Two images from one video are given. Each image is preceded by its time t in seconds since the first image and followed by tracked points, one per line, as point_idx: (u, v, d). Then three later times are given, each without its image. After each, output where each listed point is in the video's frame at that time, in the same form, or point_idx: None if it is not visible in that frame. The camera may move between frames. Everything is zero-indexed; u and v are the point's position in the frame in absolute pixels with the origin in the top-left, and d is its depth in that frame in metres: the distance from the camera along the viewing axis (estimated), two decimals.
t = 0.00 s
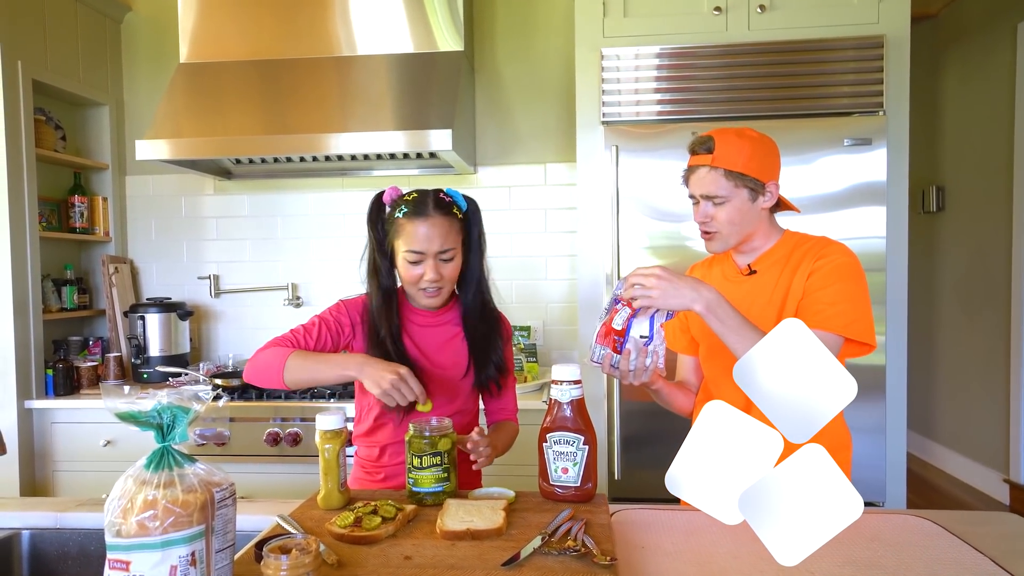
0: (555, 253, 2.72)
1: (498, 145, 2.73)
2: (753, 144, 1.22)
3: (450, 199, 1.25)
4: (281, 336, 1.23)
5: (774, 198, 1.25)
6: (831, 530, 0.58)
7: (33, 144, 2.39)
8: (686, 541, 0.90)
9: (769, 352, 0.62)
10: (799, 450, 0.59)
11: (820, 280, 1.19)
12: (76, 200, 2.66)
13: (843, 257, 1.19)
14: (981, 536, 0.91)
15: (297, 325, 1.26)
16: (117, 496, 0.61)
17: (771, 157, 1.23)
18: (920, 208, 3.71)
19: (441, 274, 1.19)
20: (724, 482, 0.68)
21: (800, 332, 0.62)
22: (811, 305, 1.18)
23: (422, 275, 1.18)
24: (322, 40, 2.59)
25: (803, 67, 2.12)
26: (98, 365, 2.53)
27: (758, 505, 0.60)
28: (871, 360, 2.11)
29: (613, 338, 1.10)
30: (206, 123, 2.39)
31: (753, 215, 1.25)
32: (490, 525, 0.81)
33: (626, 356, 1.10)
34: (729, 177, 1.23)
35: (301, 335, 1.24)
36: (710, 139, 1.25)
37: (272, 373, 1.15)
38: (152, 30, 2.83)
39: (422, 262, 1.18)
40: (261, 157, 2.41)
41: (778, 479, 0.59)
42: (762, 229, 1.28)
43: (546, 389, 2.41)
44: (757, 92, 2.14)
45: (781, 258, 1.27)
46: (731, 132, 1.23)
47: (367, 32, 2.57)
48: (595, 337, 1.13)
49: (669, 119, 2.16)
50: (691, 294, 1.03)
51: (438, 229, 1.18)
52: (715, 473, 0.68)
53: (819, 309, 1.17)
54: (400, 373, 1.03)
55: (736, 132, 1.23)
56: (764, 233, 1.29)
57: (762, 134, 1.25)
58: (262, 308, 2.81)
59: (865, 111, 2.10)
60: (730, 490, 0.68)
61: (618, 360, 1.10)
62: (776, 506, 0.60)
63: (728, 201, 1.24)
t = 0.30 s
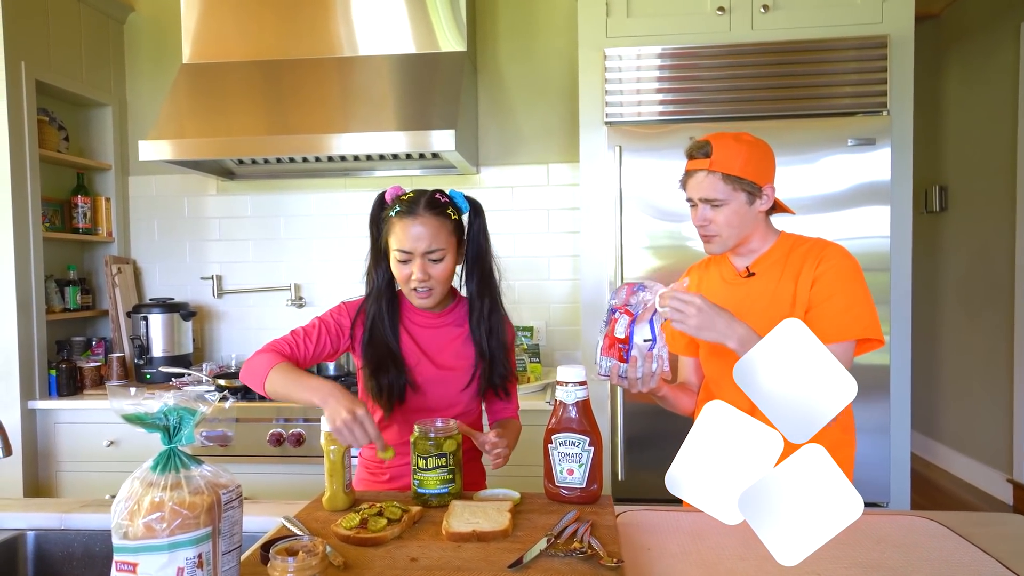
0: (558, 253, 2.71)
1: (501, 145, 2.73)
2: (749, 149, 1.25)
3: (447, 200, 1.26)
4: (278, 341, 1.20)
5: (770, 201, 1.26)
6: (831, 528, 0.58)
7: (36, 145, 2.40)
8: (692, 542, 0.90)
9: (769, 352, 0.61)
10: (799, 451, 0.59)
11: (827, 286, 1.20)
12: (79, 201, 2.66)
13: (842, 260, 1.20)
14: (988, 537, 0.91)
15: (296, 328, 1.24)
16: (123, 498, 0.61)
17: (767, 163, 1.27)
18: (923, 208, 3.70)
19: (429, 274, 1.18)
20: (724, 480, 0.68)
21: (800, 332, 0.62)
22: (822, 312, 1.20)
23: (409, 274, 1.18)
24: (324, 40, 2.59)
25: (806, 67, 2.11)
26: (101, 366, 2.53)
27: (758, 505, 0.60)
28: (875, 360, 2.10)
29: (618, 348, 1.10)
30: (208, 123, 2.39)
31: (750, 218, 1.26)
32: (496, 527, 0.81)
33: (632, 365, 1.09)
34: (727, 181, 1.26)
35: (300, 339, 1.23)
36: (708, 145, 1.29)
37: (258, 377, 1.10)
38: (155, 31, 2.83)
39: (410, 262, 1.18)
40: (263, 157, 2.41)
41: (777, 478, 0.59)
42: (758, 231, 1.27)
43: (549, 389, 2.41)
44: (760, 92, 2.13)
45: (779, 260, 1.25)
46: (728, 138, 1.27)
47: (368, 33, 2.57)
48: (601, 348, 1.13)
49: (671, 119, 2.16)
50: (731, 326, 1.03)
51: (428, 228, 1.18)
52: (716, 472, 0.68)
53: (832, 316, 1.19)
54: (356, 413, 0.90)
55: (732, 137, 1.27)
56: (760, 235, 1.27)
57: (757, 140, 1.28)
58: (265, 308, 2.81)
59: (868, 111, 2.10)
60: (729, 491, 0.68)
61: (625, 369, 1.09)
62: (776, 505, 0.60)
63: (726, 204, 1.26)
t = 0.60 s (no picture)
0: (561, 253, 2.71)
1: (504, 144, 2.73)
2: (757, 154, 1.21)
3: (448, 200, 1.26)
4: (277, 349, 1.17)
5: (776, 206, 1.25)
6: (831, 530, 0.58)
7: (39, 145, 2.40)
8: (698, 542, 0.90)
9: (768, 351, 0.62)
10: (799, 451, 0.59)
11: (834, 295, 1.18)
12: (83, 201, 2.66)
13: (848, 267, 1.19)
14: (994, 538, 0.91)
15: (298, 332, 1.22)
16: (131, 499, 0.61)
17: (777, 167, 1.23)
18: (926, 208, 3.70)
19: (432, 275, 1.18)
20: (724, 481, 0.68)
21: (798, 332, 0.62)
22: (829, 321, 1.18)
23: (412, 276, 1.18)
24: (327, 41, 2.59)
25: (809, 68, 2.11)
26: (104, 366, 2.54)
27: (758, 507, 0.60)
28: (879, 361, 2.10)
29: (617, 359, 1.08)
30: (210, 124, 2.40)
31: (757, 222, 1.25)
32: (502, 527, 0.81)
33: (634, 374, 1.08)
34: (734, 187, 1.23)
35: (301, 346, 1.20)
36: (714, 149, 1.25)
37: (264, 389, 1.08)
38: (158, 32, 2.83)
39: (413, 263, 1.18)
40: (266, 158, 2.41)
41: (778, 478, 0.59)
42: (764, 236, 1.27)
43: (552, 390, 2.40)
44: (763, 92, 2.13)
45: (784, 263, 1.25)
46: (734, 142, 1.23)
47: (369, 33, 2.58)
48: (598, 361, 1.10)
49: (674, 120, 2.16)
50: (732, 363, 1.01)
51: (430, 229, 1.18)
52: (715, 472, 0.68)
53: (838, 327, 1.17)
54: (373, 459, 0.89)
55: (739, 141, 1.23)
56: (766, 240, 1.27)
57: (762, 142, 1.25)
58: (268, 308, 2.81)
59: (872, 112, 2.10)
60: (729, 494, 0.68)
61: (628, 380, 1.08)
62: (776, 505, 0.60)
63: (733, 209, 1.24)
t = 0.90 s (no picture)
0: (563, 253, 2.71)
1: (506, 143, 2.73)
2: (761, 147, 1.20)
3: (448, 196, 1.26)
4: (270, 353, 1.20)
5: (781, 200, 1.24)
6: (825, 513, 0.71)
7: (42, 145, 2.40)
8: (702, 542, 0.90)
9: (773, 368, 0.75)
10: (797, 452, 0.72)
11: (833, 300, 1.14)
12: (85, 201, 2.67)
13: (849, 269, 1.15)
14: (998, 538, 0.91)
15: (289, 337, 1.24)
16: (136, 497, 0.62)
17: (779, 164, 1.23)
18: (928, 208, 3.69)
19: (445, 270, 1.19)
20: (737, 477, 0.79)
21: (797, 351, 0.75)
22: (826, 327, 1.14)
23: (426, 273, 1.18)
24: (329, 41, 2.59)
25: (811, 67, 2.11)
26: (107, 365, 2.54)
27: (763, 495, 0.73)
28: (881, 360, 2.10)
29: (609, 363, 1.06)
30: (212, 124, 2.40)
31: (760, 217, 1.23)
32: (506, 526, 0.81)
33: (630, 377, 1.07)
34: (736, 180, 1.22)
35: (291, 351, 1.23)
36: (718, 141, 1.24)
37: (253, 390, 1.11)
38: (159, 32, 2.84)
39: (426, 259, 1.18)
40: (268, 157, 2.41)
41: (780, 475, 0.72)
42: (767, 232, 1.25)
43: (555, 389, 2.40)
44: (765, 92, 2.13)
45: (787, 262, 1.23)
46: (740, 134, 1.22)
47: (370, 33, 2.58)
48: (592, 368, 1.08)
49: (675, 120, 2.16)
50: (716, 373, 1.07)
51: (439, 225, 1.18)
52: (733, 469, 0.79)
53: (837, 333, 1.13)
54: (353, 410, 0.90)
55: (746, 133, 1.22)
56: (769, 237, 1.25)
57: (769, 136, 1.24)
58: (270, 308, 2.82)
59: (874, 111, 2.10)
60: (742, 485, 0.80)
61: (625, 384, 1.07)
62: (778, 496, 0.73)
63: (735, 202, 1.22)
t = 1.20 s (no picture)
0: (565, 253, 2.72)
1: (508, 144, 2.73)
2: (762, 143, 1.19)
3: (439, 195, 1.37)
4: (259, 369, 1.19)
5: (784, 198, 1.22)
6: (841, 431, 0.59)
7: (46, 146, 2.41)
8: (703, 542, 0.90)
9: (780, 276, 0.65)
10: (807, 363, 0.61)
11: (834, 308, 1.13)
12: (88, 201, 2.67)
13: (852, 274, 1.13)
14: (999, 538, 0.91)
15: (278, 353, 1.23)
16: (141, 496, 0.62)
17: (783, 161, 1.20)
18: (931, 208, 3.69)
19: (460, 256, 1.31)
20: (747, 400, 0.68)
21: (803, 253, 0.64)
22: (825, 335, 1.13)
23: (450, 258, 1.28)
24: (331, 42, 2.60)
25: (813, 68, 2.11)
26: (110, 366, 2.55)
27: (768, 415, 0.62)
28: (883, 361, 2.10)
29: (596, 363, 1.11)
30: (215, 125, 2.41)
31: (760, 216, 1.22)
32: (508, 526, 0.81)
33: (617, 378, 1.11)
34: (735, 176, 1.20)
35: (280, 364, 1.22)
36: (719, 135, 1.23)
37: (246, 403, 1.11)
38: (162, 33, 2.84)
39: (446, 247, 1.28)
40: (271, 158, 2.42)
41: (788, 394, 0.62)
42: (769, 232, 1.24)
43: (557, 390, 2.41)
44: (767, 92, 2.13)
45: (789, 266, 1.22)
46: (742, 128, 1.21)
47: (372, 33, 2.59)
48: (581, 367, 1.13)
49: (676, 120, 2.16)
50: (701, 375, 1.07)
51: (450, 215, 1.31)
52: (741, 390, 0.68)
53: (836, 341, 1.12)
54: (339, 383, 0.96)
55: (749, 127, 1.21)
56: (772, 237, 1.24)
57: (774, 130, 1.22)
58: (273, 308, 2.82)
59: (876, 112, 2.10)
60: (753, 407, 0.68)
61: (612, 385, 1.12)
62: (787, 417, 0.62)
63: (734, 200, 1.21)
